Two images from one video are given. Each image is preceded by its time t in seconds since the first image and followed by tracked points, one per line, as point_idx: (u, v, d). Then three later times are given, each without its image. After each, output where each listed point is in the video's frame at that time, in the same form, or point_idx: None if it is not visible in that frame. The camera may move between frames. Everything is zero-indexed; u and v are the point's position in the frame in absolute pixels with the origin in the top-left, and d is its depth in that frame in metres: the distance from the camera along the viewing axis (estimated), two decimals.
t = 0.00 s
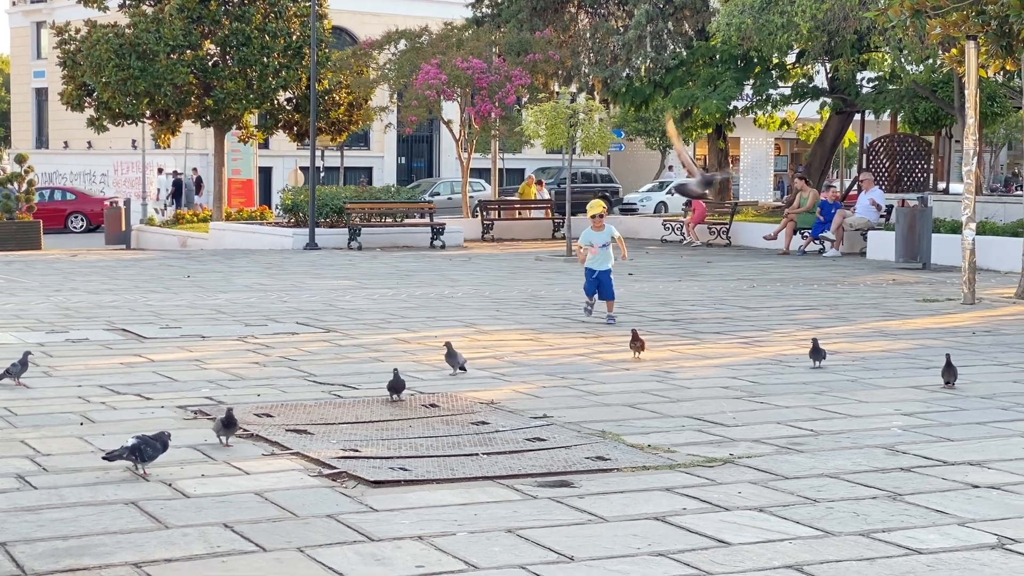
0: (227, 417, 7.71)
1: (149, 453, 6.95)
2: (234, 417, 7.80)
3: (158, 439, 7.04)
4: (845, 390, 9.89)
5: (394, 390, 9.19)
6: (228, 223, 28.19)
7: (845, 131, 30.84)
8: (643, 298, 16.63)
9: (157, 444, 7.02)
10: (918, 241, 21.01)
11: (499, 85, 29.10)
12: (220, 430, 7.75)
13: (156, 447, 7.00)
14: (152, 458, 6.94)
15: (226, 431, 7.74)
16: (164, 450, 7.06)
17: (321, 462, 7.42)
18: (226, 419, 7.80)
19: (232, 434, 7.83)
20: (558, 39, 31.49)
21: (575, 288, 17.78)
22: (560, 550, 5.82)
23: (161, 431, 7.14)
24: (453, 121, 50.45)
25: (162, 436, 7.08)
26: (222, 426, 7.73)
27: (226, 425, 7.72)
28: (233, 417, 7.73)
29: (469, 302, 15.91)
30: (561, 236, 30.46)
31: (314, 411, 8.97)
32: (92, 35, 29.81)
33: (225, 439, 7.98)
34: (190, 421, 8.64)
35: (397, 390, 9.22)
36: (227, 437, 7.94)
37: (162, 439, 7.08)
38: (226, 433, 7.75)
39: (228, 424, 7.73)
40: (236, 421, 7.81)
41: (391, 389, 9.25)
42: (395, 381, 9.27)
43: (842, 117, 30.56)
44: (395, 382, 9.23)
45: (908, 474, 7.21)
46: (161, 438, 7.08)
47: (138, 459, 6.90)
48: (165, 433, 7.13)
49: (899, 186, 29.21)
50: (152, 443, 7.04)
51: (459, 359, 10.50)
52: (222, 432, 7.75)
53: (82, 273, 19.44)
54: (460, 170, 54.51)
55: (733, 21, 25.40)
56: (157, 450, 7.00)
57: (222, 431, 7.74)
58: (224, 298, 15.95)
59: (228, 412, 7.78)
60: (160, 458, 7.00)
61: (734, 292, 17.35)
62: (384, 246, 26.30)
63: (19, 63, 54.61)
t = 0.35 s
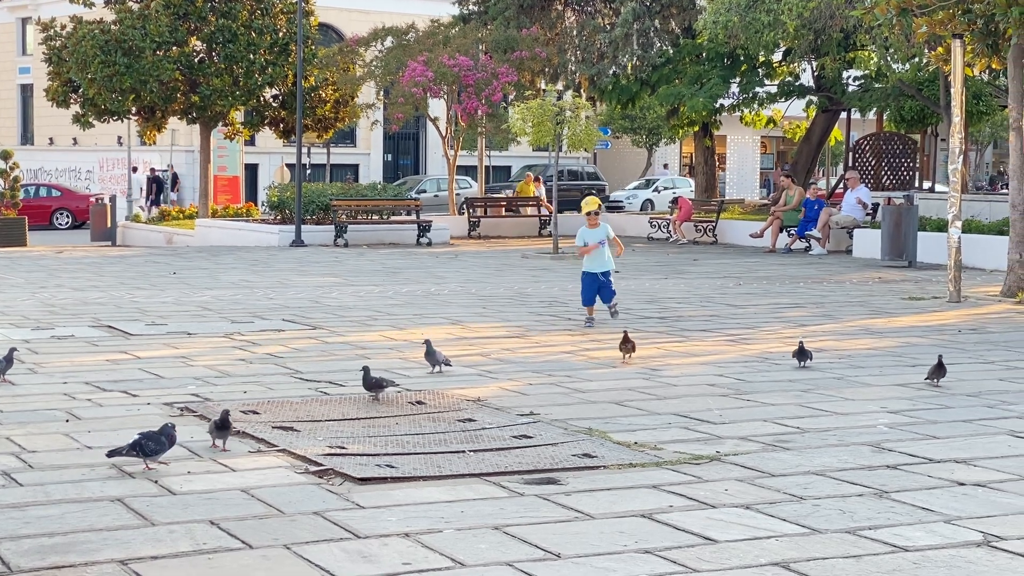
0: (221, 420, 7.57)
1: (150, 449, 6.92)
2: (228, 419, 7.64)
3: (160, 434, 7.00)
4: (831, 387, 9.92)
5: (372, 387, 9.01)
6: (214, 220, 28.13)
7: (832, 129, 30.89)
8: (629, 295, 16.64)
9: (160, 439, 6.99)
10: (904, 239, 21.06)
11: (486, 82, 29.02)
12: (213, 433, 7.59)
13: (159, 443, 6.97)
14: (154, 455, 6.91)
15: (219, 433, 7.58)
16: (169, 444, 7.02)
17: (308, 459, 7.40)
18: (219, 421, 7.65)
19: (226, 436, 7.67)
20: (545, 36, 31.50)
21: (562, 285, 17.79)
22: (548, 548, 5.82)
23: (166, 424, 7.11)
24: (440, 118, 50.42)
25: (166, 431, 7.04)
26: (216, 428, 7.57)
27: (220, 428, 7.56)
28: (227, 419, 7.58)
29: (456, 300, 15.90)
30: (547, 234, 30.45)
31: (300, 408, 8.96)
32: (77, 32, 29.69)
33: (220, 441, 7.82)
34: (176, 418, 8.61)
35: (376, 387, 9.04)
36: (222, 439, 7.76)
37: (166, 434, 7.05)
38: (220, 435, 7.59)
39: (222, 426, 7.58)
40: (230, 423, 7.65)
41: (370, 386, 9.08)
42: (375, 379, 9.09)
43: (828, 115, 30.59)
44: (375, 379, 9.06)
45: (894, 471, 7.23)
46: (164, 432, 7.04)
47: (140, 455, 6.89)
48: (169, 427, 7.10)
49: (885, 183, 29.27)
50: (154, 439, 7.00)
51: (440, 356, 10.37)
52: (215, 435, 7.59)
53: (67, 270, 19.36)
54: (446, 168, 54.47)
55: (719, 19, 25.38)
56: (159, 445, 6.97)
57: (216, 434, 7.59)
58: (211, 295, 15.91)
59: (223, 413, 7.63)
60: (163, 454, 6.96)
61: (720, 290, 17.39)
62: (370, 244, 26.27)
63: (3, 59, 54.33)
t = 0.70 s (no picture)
0: (221, 421, 7.39)
1: (153, 447, 6.86)
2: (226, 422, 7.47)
3: (169, 432, 6.90)
4: (820, 386, 9.94)
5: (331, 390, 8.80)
6: (202, 218, 28.07)
7: (820, 128, 30.93)
8: (618, 294, 16.63)
9: (166, 437, 6.89)
10: (893, 237, 21.10)
11: (475, 80, 28.96)
12: (213, 435, 7.41)
13: (166, 441, 6.87)
14: (158, 456, 6.85)
15: (219, 436, 7.40)
16: (177, 443, 6.91)
17: (297, 458, 7.39)
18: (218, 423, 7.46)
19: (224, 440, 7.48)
20: (534, 35, 31.48)
21: (551, 284, 17.79)
22: (537, 546, 5.82)
23: (178, 419, 6.95)
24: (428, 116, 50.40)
25: (175, 429, 6.91)
26: (215, 431, 7.39)
27: (220, 429, 7.38)
28: (226, 421, 7.41)
29: (445, 298, 15.88)
30: (536, 232, 30.43)
31: (290, 406, 8.95)
32: (65, 29, 29.58)
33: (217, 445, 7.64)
34: (165, 416, 8.59)
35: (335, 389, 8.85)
36: (221, 444, 7.59)
37: (176, 431, 6.93)
38: (219, 437, 7.41)
39: (221, 428, 7.40)
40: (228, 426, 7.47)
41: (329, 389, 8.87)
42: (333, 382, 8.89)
43: (817, 114, 30.62)
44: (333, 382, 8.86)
45: (883, 470, 7.25)
46: (171, 431, 6.90)
47: (142, 453, 6.86)
48: (179, 424, 6.94)
49: (873, 182, 29.34)
50: (161, 437, 6.90)
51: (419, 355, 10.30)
52: (215, 437, 7.40)
53: (56, 267, 19.29)
54: (435, 166, 54.42)
55: (709, 18, 25.37)
56: (165, 444, 6.87)
57: (215, 436, 7.40)
58: (199, 293, 15.87)
59: (222, 415, 7.45)
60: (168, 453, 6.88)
61: (709, 289, 17.40)
62: (359, 241, 26.22)
63: None
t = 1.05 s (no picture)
0: (236, 426, 7.22)
1: (152, 451, 6.83)
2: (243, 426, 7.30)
3: (168, 440, 6.81)
4: (813, 384, 9.95)
5: (275, 393, 8.52)
6: (193, 216, 28.04)
7: (811, 127, 30.97)
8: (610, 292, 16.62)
9: (165, 444, 6.82)
10: (884, 236, 21.13)
11: (466, 79, 28.92)
12: (228, 438, 7.24)
13: (164, 449, 6.80)
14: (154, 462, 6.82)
15: (234, 439, 7.24)
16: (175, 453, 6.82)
17: (289, 456, 7.37)
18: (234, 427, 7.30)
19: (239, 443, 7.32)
20: (525, 32, 31.50)
21: (542, 282, 17.77)
22: (529, 544, 5.82)
23: (182, 431, 6.84)
24: (419, 114, 50.42)
25: (175, 441, 6.80)
26: (231, 434, 7.23)
27: (235, 434, 7.21)
28: (242, 425, 7.24)
29: (437, 296, 15.86)
30: (527, 231, 30.44)
31: (282, 404, 8.93)
32: (56, 26, 29.50)
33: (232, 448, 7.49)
34: (158, 414, 8.58)
35: (280, 391, 8.56)
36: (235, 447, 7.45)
37: (178, 440, 6.83)
38: (233, 442, 7.24)
39: (236, 432, 7.23)
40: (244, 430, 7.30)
41: (274, 390, 8.59)
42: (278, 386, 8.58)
43: (808, 113, 30.63)
44: (278, 384, 8.56)
45: (875, 468, 7.26)
46: (169, 442, 6.80)
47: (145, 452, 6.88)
48: (180, 436, 6.83)
49: (864, 181, 29.38)
50: (162, 444, 6.84)
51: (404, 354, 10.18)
52: (230, 441, 7.24)
53: (47, 265, 19.23)
54: (426, 164, 54.37)
55: (700, 16, 25.36)
56: (163, 452, 6.81)
57: (230, 440, 7.23)
58: (191, 291, 15.84)
59: (238, 419, 7.28)
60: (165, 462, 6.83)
61: (701, 287, 17.40)
62: (350, 239, 26.20)
63: None
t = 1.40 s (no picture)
0: (242, 430, 7.03)
1: (155, 451, 6.70)
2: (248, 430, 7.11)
3: (173, 439, 6.70)
4: (807, 383, 9.97)
5: (220, 395, 8.42)
6: (188, 215, 28.02)
7: (806, 126, 30.98)
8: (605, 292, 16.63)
9: (169, 443, 6.70)
10: (878, 235, 21.15)
11: (460, 78, 28.93)
12: (233, 443, 7.06)
13: (167, 449, 6.67)
14: (158, 462, 6.69)
15: (239, 444, 7.06)
16: (180, 451, 6.70)
17: (284, 455, 7.37)
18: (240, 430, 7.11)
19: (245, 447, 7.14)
20: (520, 32, 31.56)
21: (537, 281, 17.78)
22: (524, 543, 5.82)
23: (186, 430, 6.73)
24: (414, 113, 50.43)
25: (180, 439, 6.69)
26: (235, 439, 7.04)
27: (241, 437, 7.02)
28: (248, 429, 7.04)
29: (432, 295, 15.87)
30: (522, 230, 30.44)
31: (277, 403, 8.92)
32: (50, 25, 29.46)
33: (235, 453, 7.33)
34: (152, 413, 8.57)
35: (226, 394, 8.44)
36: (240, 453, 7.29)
37: (182, 439, 6.72)
38: (240, 446, 7.07)
39: (242, 436, 7.04)
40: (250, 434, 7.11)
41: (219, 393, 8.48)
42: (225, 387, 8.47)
43: (803, 113, 30.66)
44: (225, 387, 8.45)
45: (870, 468, 7.27)
46: (174, 440, 6.69)
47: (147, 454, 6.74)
48: (185, 434, 6.72)
49: (858, 180, 29.41)
50: (165, 442, 6.71)
51: (384, 354, 10.07)
52: (236, 445, 7.06)
53: (41, 264, 19.20)
54: (421, 163, 54.37)
55: (695, 15, 25.31)
56: (167, 450, 6.69)
57: (236, 444, 7.05)
58: (185, 290, 15.82)
59: (244, 423, 7.08)
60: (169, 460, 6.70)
61: (696, 286, 17.43)
62: (345, 239, 26.17)
63: None
